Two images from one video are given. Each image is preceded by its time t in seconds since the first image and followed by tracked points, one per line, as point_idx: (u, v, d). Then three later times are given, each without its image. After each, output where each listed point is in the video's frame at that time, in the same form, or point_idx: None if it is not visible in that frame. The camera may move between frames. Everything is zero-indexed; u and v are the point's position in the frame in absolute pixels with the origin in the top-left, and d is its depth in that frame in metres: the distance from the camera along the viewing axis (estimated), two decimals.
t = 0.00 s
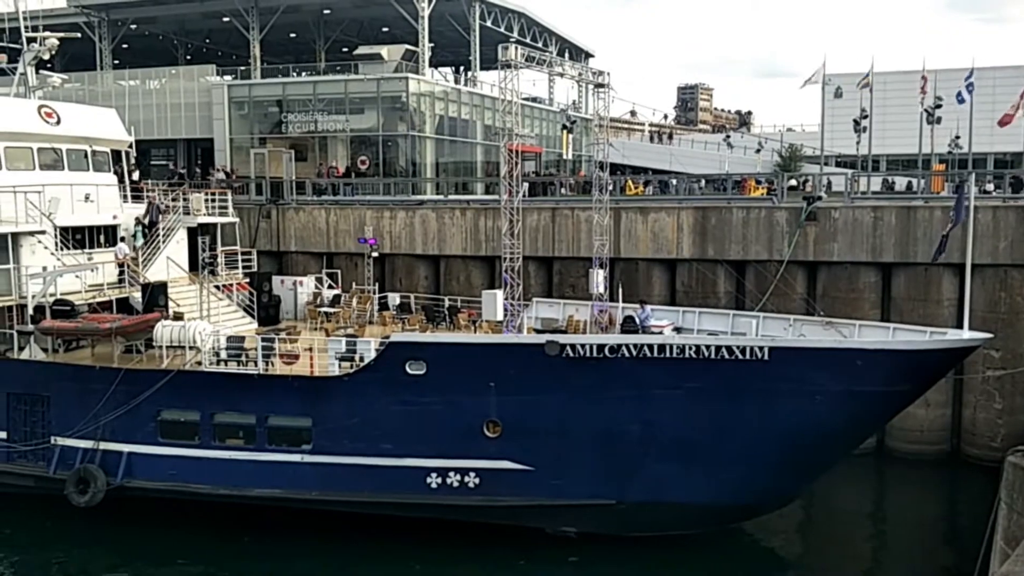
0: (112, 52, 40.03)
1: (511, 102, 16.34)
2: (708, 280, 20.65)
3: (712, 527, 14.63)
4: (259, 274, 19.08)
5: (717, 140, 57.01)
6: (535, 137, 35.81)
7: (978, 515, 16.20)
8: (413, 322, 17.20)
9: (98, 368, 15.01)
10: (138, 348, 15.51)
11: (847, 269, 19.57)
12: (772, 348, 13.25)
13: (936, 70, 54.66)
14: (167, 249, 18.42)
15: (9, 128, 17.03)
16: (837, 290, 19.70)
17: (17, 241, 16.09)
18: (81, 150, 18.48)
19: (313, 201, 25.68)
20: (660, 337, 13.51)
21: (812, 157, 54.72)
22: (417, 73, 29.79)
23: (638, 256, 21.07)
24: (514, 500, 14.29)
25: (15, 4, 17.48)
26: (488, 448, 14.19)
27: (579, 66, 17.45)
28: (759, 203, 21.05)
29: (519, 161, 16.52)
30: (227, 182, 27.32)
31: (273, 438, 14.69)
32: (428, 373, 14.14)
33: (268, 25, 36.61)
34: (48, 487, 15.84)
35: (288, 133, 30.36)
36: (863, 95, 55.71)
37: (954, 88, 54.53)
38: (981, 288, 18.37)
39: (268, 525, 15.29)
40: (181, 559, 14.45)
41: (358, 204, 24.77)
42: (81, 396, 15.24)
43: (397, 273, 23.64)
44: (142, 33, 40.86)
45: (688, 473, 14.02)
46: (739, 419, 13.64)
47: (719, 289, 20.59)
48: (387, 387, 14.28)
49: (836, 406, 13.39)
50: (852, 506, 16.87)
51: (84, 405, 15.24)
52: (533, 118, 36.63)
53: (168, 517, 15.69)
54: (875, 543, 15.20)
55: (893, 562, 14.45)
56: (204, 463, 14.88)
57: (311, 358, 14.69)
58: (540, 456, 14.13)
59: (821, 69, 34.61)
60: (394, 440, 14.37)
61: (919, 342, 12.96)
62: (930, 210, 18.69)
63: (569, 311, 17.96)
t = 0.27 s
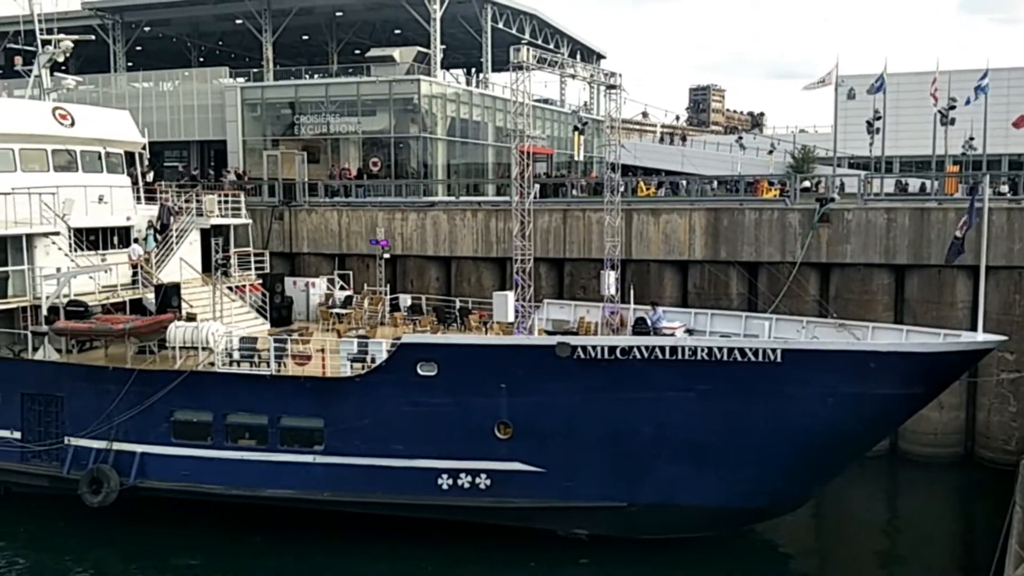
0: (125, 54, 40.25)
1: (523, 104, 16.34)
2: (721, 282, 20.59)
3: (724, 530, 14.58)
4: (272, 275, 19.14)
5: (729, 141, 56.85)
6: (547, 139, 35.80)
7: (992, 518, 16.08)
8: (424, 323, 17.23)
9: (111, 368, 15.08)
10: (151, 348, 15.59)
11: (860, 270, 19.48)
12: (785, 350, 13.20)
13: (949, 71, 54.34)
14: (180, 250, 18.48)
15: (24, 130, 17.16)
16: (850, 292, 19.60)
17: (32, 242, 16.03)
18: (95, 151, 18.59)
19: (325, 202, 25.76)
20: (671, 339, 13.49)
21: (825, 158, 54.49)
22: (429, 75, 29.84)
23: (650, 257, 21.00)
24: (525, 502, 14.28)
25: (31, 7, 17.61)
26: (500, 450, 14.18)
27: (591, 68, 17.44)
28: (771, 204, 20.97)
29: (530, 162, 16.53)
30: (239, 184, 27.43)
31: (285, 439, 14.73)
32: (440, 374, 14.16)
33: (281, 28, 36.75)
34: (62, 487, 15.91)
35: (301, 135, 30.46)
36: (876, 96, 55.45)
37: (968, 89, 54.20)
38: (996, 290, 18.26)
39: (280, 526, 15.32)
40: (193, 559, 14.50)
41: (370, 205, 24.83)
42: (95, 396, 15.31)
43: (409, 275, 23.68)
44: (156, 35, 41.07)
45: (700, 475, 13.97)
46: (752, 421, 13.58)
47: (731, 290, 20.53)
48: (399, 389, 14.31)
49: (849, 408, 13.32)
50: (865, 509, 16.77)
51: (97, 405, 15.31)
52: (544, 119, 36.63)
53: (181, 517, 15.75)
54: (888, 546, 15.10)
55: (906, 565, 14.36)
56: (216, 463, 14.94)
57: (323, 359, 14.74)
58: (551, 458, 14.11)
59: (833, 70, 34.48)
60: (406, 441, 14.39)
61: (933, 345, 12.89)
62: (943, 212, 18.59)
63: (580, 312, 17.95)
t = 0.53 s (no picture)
0: (144, 57, 40.55)
1: (539, 105, 16.35)
2: (737, 283, 20.50)
3: (740, 533, 14.50)
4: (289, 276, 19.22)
5: (746, 143, 56.60)
6: (563, 141, 35.78)
7: (1013, 523, 15.90)
8: (440, 324, 17.26)
9: (130, 369, 15.19)
10: (169, 349, 15.69)
11: (877, 272, 19.34)
12: (802, 353, 13.13)
13: (969, 72, 53.88)
14: (199, 252, 18.62)
15: (44, 132, 17.33)
16: (868, 294, 19.46)
17: (51, 243, 16.20)
18: (113, 153, 18.74)
19: (342, 204, 25.86)
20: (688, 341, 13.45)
21: (843, 160, 54.15)
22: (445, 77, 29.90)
23: (667, 259, 20.93)
24: (540, 503, 14.27)
25: (51, 11, 17.78)
26: (515, 451, 14.18)
27: (607, 70, 17.42)
28: (788, 206, 20.86)
29: (547, 164, 16.53)
30: (257, 186, 27.57)
31: (301, 439, 14.79)
32: (455, 375, 14.18)
33: (298, 31, 36.94)
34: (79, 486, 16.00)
35: (318, 137, 30.59)
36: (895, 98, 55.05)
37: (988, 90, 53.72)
38: (1015, 293, 18.09)
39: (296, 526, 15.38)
40: (211, 559, 14.58)
41: (386, 207, 24.90)
42: (113, 396, 15.41)
43: (424, 276, 23.72)
44: (175, 38, 41.37)
45: (716, 477, 13.91)
46: (768, 424, 13.50)
47: (748, 292, 20.44)
48: (415, 390, 14.34)
49: (868, 411, 13.21)
50: (883, 512, 16.63)
51: (116, 405, 15.43)
52: (560, 121, 36.60)
53: (198, 517, 15.83)
54: (907, 550, 14.97)
55: (925, 569, 14.23)
56: (233, 464, 15.02)
57: (339, 360, 14.80)
58: (567, 460, 14.09)
59: (851, 71, 34.25)
60: (421, 442, 14.41)
61: (952, 347, 12.78)
62: (962, 214, 18.45)
63: (595, 314, 17.91)
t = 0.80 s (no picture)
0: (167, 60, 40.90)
1: (558, 107, 16.33)
2: (758, 285, 20.37)
3: (760, 536, 14.40)
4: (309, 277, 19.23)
5: (766, 144, 56.28)
6: (582, 143, 35.72)
7: None
8: (459, 326, 17.27)
9: (152, 369, 15.32)
10: (191, 351, 15.80)
11: (899, 275, 19.15)
12: (823, 355, 13.06)
13: (993, 73, 53.29)
14: (221, 254, 18.66)
15: (68, 135, 17.51)
16: (890, 297, 19.25)
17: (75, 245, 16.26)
18: (136, 156, 18.90)
19: (362, 206, 25.95)
20: (708, 343, 13.41)
21: (864, 162, 53.73)
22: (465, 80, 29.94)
23: (687, 261, 20.83)
24: (559, 506, 14.23)
25: (76, 15, 17.96)
26: (534, 453, 14.16)
27: (627, 71, 17.38)
28: (810, 207, 20.70)
29: (566, 166, 16.51)
30: (278, 188, 27.73)
31: (321, 440, 14.85)
32: (475, 377, 14.21)
33: (319, 34, 37.13)
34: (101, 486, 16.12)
35: (338, 139, 30.70)
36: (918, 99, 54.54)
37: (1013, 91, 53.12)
38: None
39: (315, 526, 15.42)
40: (231, 559, 14.65)
41: (405, 209, 24.97)
42: (135, 397, 15.53)
43: (443, 278, 23.74)
44: (196, 41, 41.69)
45: (737, 481, 13.82)
46: (789, 427, 13.40)
47: (769, 294, 20.31)
48: (434, 391, 14.36)
49: (890, 415, 13.08)
50: (906, 516, 16.45)
51: (138, 406, 15.54)
52: (580, 123, 36.55)
53: (218, 517, 15.92)
54: (930, 555, 14.79)
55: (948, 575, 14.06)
56: (253, 464, 15.10)
57: (359, 361, 14.88)
58: (586, 462, 14.05)
59: (874, 72, 33.97)
60: (441, 444, 14.42)
61: (976, 351, 12.64)
62: (986, 216, 18.26)
63: (614, 316, 17.85)
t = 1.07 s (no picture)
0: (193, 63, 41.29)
1: (583, 109, 16.28)
2: (784, 288, 20.19)
3: (786, 541, 14.24)
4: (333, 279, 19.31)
5: (792, 146, 55.82)
6: (606, 144, 35.62)
7: None
8: (482, 328, 17.27)
9: (179, 369, 15.45)
10: (217, 351, 15.92)
11: (928, 278, 18.86)
12: (849, 358, 12.94)
13: None
14: (247, 256, 18.85)
15: (96, 138, 17.71)
16: (918, 300, 18.95)
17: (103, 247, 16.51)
18: (163, 158, 19.10)
19: (386, 208, 26.03)
20: (733, 346, 13.34)
21: (892, 163, 53.14)
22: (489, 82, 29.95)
23: (712, 263, 20.68)
24: (583, 509, 14.18)
25: (104, 19, 18.15)
26: (558, 456, 14.11)
27: (652, 72, 17.30)
28: (836, 209, 20.48)
29: (590, 167, 16.46)
30: (302, 190, 27.89)
31: (345, 441, 14.89)
32: (498, 379, 14.21)
33: (344, 37, 37.33)
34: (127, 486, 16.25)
35: (362, 142, 30.82)
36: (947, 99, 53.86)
37: None
38: None
39: (339, 526, 15.44)
40: (256, 559, 14.73)
41: (429, 211, 25.00)
42: (162, 397, 15.66)
43: (466, 280, 23.74)
44: (223, 44, 42.07)
45: (762, 485, 13.68)
46: (816, 430, 13.26)
47: (795, 297, 20.12)
48: (458, 393, 14.36)
49: (918, 419, 12.89)
50: (934, 522, 16.20)
51: (165, 406, 15.67)
52: (604, 124, 36.45)
53: (242, 518, 16.00)
54: (959, 561, 14.55)
55: None
56: (278, 465, 15.17)
57: (383, 363, 14.93)
58: (610, 465, 13.98)
59: (902, 72, 33.58)
60: (464, 445, 14.41)
61: (1006, 354, 12.45)
62: (1016, 217, 18.01)
63: (639, 319, 17.76)
